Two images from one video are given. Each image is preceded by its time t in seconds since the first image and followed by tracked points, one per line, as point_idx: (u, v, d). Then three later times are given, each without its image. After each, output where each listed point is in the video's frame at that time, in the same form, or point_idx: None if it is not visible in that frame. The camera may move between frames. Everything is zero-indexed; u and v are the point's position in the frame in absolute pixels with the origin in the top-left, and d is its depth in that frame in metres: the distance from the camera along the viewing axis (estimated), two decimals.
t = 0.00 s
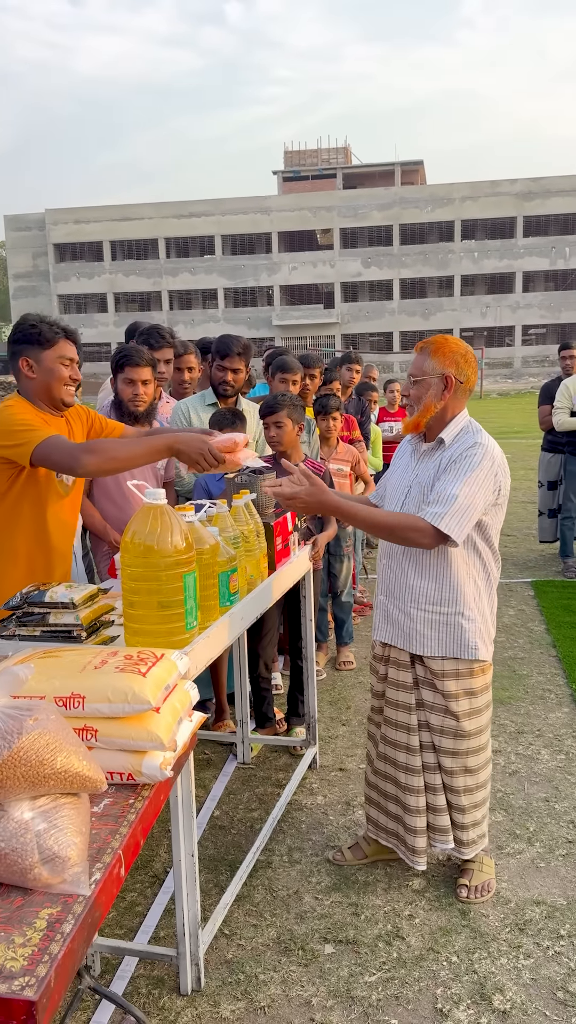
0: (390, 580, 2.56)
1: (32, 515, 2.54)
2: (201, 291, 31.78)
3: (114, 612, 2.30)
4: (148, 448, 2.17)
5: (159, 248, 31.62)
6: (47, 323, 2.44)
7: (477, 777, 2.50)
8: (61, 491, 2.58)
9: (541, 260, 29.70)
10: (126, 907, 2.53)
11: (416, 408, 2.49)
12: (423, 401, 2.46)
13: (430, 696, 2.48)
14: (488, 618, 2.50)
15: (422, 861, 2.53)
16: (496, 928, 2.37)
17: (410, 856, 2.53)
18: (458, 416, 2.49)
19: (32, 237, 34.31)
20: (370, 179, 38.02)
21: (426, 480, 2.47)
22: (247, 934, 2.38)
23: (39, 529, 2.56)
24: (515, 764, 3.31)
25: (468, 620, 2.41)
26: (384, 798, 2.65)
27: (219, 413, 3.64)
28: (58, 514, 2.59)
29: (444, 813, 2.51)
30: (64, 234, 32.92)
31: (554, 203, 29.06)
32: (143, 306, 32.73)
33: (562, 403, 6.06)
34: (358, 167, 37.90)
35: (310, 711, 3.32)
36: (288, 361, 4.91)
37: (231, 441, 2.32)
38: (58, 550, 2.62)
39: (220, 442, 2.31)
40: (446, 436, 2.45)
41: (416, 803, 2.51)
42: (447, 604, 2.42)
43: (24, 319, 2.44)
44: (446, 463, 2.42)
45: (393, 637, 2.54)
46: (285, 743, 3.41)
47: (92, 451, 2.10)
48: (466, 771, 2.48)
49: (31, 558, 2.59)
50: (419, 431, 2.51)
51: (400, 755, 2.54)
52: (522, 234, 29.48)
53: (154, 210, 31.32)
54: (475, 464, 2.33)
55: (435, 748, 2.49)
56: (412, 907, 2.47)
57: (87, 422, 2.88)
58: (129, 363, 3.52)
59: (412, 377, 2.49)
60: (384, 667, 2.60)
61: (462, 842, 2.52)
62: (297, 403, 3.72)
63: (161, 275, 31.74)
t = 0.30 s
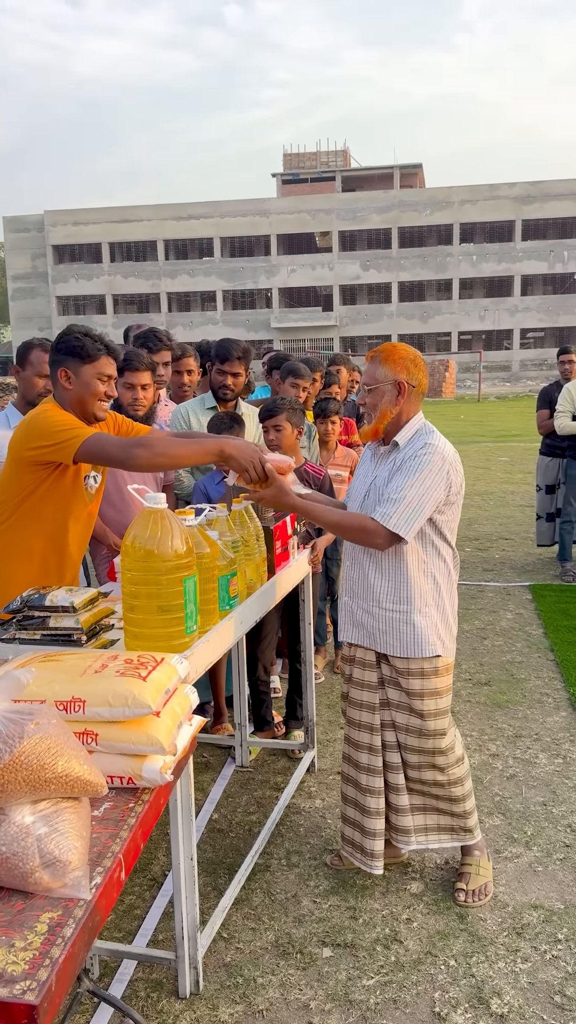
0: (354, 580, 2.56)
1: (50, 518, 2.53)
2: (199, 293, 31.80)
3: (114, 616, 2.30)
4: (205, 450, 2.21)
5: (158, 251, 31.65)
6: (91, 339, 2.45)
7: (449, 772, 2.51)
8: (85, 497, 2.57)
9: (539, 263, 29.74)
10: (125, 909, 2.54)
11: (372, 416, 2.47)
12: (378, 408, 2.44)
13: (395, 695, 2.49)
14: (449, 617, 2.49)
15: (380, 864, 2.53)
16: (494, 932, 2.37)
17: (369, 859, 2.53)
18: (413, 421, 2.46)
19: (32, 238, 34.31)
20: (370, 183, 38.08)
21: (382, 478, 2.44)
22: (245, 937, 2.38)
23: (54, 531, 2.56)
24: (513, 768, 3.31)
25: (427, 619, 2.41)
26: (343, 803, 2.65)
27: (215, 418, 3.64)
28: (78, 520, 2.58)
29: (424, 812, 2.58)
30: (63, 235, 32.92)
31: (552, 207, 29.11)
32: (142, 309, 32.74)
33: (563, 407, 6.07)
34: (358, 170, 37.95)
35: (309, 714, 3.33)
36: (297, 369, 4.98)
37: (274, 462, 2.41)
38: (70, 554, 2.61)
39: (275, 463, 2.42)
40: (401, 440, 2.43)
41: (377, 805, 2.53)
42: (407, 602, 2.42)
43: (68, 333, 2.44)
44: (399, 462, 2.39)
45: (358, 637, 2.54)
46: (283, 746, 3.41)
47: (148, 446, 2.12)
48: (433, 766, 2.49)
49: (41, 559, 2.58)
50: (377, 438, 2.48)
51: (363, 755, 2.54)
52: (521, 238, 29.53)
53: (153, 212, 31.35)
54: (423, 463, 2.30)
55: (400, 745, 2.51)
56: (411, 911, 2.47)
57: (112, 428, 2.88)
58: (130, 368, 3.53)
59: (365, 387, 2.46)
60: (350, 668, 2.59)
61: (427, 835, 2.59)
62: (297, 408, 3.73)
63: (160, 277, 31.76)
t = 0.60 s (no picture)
0: (348, 587, 2.46)
1: (61, 520, 2.47)
2: (197, 293, 31.72)
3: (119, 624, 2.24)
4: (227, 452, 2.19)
5: (156, 252, 31.59)
6: (111, 343, 2.39)
7: (454, 785, 2.36)
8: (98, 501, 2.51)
9: (537, 265, 29.70)
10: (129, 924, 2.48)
11: (361, 423, 2.37)
12: (367, 414, 2.34)
13: (397, 703, 2.35)
14: (452, 623, 2.37)
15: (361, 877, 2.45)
16: (507, 948, 2.31)
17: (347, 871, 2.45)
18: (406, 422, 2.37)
19: (29, 238, 34.21)
20: (369, 185, 38.05)
21: (384, 485, 2.35)
22: (253, 953, 2.31)
23: (64, 535, 2.50)
24: (523, 777, 3.25)
25: (428, 623, 2.29)
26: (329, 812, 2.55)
27: (219, 419, 3.57)
28: (89, 524, 2.52)
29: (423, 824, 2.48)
30: (61, 236, 32.83)
31: (551, 208, 29.08)
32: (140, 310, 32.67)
33: (572, 409, 5.94)
34: (356, 171, 37.89)
35: (315, 722, 3.26)
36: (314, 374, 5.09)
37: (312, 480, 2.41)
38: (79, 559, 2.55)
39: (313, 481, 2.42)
40: (397, 444, 2.34)
41: (362, 816, 2.43)
42: (405, 609, 2.31)
43: (88, 334, 2.38)
44: (403, 469, 2.30)
45: (354, 645, 2.43)
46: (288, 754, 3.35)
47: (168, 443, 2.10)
48: (439, 778, 2.35)
49: (49, 562, 2.52)
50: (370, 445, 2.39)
51: (353, 763, 2.43)
52: (519, 239, 29.50)
53: (151, 214, 31.30)
54: (434, 467, 2.21)
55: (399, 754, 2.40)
56: (422, 926, 2.41)
57: (122, 431, 2.83)
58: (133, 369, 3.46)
59: (350, 394, 2.37)
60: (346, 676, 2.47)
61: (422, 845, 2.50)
62: (303, 409, 3.66)
63: (158, 278, 31.70)
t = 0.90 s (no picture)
0: (368, 597, 2.42)
1: (59, 526, 2.37)
2: (193, 294, 31.61)
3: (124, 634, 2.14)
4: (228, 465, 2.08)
5: (152, 253, 31.48)
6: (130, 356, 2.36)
7: (476, 807, 2.27)
8: (93, 504, 2.42)
9: (534, 265, 29.65)
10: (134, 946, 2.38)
11: (386, 424, 2.30)
12: (390, 415, 2.28)
13: (416, 720, 2.28)
14: (477, 636, 2.28)
15: (387, 902, 2.35)
16: (531, 972, 2.21)
17: (374, 896, 2.35)
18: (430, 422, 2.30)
19: (24, 239, 34.06)
20: (365, 186, 37.99)
21: (410, 495, 2.26)
22: (266, 978, 2.22)
23: (63, 542, 2.40)
24: (538, 788, 3.15)
25: (451, 637, 2.22)
26: (353, 834, 2.47)
27: (225, 419, 3.48)
28: (88, 530, 2.42)
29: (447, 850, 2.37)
30: (57, 236, 32.70)
31: (547, 208, 29.03)
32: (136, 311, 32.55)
33: None
34: (352, 171, 37.81)
35: (324, 732, 3.16)
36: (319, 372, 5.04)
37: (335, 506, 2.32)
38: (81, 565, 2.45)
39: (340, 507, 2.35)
40: (423, 447, 2.26)
41: (386, 838, 2.34)
42: (426, 621, 2.24)
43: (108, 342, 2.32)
44: (430, 478, 2.21)
45: (373, 658, 2.37)
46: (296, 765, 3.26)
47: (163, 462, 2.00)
48: (458, 800, 2.26)
49: (49, 571, 2.42)
50: (394, 447, 2.32)
51: (374, 785, 2.36)
52: (516, 240, 29.45)
53: (147, 214, 31.18)
54: (465, 476, 2.13)
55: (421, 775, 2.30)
56: (441, 948, 2.31)
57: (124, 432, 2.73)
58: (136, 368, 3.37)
59: (373, 394, 2.31)
60: (365, 693, 2.42)
61: (452, 876, 2.36)
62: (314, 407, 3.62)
63: (154, 279, 31.58)
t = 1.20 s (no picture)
0: (383, 604, 2.38)
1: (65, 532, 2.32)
2: (188, 293, 31.51)
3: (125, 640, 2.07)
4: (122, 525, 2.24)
5: (147, 253, 31.39)
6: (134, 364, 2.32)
7: (491, 822, 2.23)
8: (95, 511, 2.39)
9: (529, 264, 29.62)
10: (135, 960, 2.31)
11: (400, 424, 2.26)
12: (405, 415, 2.23)
13: (431, 731, 2.25)
14: (498, 647, 2.23)
15: (410, 919, 2.30)
16: (545, 985, 2.15)
17: (397, 913, 2.31)
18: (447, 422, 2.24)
19: (18, 239, 33.91)
20: (360, 186, 37.97)
21: (430, 498, 2.21)
22: (272, 993, 2.15)
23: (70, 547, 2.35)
24: (547, 793, 3.09)
25: (469, 648, 2.17)
26: (372, 846, 2.43)
27: (224, 418, 3.41)
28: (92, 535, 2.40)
29: (464, 866, 2.31)
30: (51, 236, 32.59)
31: (542, 207, 29.00)
32: (131, 311, 32.45)
33: None
34: (346, 171, 37.81)
35: (328, 737, 3.09)
36: (314, 368, 5.00)
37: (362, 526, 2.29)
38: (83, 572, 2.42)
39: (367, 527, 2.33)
40: (444, 448, 2.21)
41: (406, 853, 2.29)
42: (443, 632, 2.19)
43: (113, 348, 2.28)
44: (450, 483, 2.16)
45: (387, 666, 2.35)
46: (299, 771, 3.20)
47: (81, 524, 2.11)
48: (472, 815, 2.22)
49: (55, 577, 2.36)
50: (411, 447, 2.27)
51: (392, 797, 2.32)
52: (511, 239, 29.43)
53: (141, 214, 31.09)
54: (489, 482, 2.07)
55: (437, 790, 2.26)
56: (451, 960, 2.25)
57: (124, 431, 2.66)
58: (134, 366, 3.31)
59: (389, 391, 2.26)
60: (381, 701, 2.39)
61: (462, 889, 2.33)
62: (317, 406, 3.55)
63: (148, 279, 31.48)
